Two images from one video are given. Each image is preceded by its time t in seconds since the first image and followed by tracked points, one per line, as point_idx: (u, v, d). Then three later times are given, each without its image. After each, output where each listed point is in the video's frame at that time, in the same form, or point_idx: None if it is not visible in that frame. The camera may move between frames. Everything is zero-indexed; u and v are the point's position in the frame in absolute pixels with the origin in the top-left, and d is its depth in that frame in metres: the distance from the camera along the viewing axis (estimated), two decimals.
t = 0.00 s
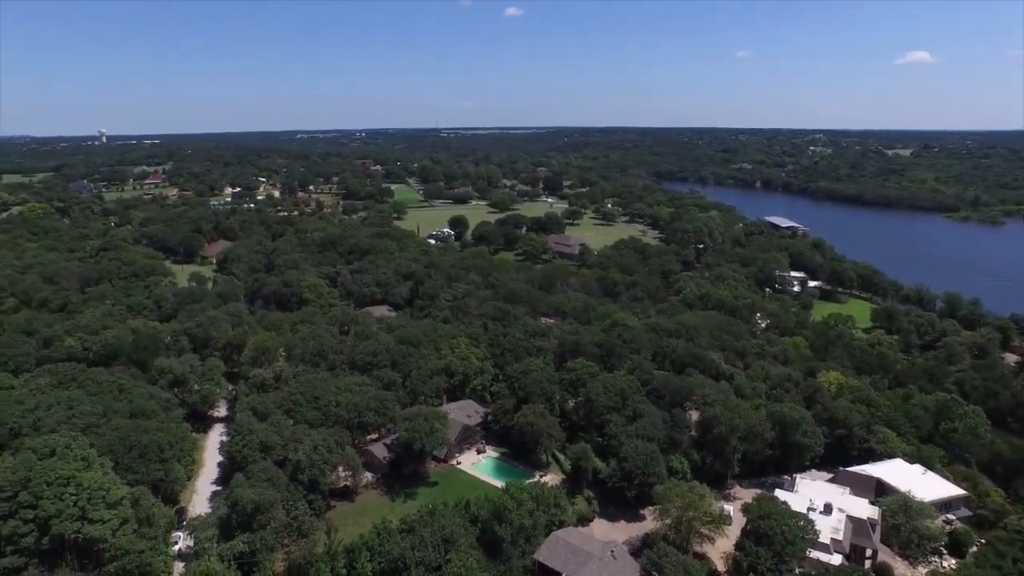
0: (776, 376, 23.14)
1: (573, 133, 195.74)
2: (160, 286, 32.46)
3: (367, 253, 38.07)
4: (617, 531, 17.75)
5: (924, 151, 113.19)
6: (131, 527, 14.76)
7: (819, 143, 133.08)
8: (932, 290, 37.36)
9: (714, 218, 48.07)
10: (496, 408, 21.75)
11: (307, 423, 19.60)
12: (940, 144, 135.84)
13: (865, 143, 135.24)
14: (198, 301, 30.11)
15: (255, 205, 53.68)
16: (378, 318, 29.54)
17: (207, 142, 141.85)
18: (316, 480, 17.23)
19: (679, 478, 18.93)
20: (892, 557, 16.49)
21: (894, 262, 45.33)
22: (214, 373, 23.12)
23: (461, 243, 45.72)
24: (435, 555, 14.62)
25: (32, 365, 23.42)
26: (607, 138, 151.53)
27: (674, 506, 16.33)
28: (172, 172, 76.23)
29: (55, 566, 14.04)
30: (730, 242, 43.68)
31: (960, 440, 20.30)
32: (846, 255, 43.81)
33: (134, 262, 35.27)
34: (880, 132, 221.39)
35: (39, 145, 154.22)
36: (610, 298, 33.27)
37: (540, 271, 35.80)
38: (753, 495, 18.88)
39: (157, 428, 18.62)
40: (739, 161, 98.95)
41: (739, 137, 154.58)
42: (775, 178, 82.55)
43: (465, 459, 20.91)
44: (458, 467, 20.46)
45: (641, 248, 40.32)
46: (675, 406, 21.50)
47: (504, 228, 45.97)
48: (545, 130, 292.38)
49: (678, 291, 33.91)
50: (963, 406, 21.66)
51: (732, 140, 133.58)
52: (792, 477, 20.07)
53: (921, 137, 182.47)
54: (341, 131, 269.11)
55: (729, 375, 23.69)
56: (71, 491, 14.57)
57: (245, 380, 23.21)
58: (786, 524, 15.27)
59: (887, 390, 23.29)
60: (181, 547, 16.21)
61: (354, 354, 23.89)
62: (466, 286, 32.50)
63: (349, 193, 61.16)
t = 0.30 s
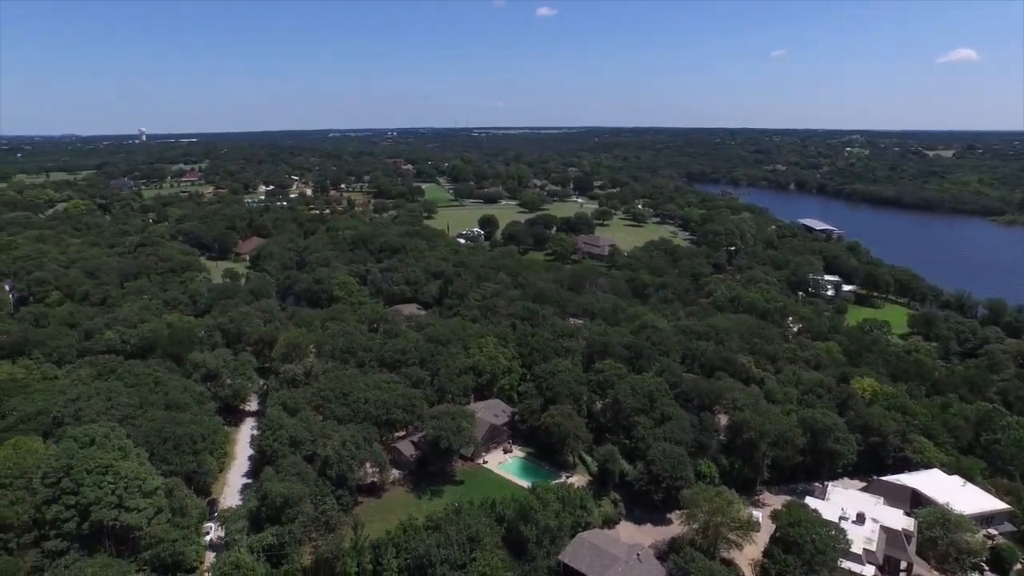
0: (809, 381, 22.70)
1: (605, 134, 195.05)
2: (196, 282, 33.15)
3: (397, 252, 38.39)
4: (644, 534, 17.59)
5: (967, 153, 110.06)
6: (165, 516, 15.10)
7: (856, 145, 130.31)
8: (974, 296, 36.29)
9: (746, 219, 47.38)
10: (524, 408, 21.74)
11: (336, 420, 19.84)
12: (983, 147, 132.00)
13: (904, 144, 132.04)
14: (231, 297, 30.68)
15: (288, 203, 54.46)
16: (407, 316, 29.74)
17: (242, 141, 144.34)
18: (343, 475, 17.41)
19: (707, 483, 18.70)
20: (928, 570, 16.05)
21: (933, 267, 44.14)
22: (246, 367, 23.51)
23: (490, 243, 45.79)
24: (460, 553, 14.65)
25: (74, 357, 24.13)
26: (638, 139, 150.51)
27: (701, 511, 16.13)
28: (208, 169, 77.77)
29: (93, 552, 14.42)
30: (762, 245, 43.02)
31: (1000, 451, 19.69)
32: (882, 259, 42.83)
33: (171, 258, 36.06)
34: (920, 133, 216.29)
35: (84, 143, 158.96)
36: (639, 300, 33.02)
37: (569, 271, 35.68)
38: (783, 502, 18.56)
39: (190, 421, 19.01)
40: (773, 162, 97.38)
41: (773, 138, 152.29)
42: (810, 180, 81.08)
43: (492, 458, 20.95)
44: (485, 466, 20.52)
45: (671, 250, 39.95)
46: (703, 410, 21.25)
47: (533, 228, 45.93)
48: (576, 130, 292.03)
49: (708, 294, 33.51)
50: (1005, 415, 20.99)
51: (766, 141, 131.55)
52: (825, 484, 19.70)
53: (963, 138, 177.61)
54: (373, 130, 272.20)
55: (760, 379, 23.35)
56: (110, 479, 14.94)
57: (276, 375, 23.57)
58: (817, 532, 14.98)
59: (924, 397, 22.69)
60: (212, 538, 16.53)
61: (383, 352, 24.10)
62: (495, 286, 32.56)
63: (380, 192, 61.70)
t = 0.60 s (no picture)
0: (842, 388, 22.23)
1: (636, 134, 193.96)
2: (230, 278, 33.77)
3: (427, 251, 38.64)
4: (670, 539, 17.40)
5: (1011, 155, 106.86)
6: (198, 508, 15.40)
7: (894, 146, 127.36)
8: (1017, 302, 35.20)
9: (780, 222, 46.62)
10: (551, 408, 21.69)
11: (364, 417, 20.01)
12: None
13: (945, 146, 128.67)
14: (264, 293, 31.18)
15: (321, 201, 55.15)
16: (436, 315, 29.91)
17: (275, 140, 146.92)
18: (371, 472, 17.59)
19: (736, 488, 18.43)
20: None
21: (974, 272, 42.92)
22: (277, 363, 23.87)
23: (520, 243, 45.81)
24: (485, 552, 14.70)
25: (113, 350, 24.76)
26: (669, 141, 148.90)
27: (729, 517, 15.88)
28: (244, 168, 79.24)
29: (129, 539, 14.79)
30: (796, 248, 42.29)
31: None
32: (921, 263, 41.79)
33: (206, 254, 36.79)
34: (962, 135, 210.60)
35: (126, 142, 163.41)
36: (669, 302, 32.71)
37: (598, 272, 35.50)
38: (814, 510, 18.20)
39: (223, 415, 19.36)
40: (808, 164, 95.69)
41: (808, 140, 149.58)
42: (846, 182, 79.51)
43: (518, 458, 20.95)
44: (511, 466, 20.53)
45: (703, 252, 39.49)
46: (733, 415, 20.96)
47: (563, 228, 45.81)
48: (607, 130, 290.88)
49: (740, 297, 33.05)
50: None
51: (801, 143, 129.37)
52: (857, 493, 19.27)
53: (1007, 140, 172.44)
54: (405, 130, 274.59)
55: (792, 384, 22.96)
56: (145, 470, 15.28)
57: (306, 372, 23.89)
58: (849, 542, 14.65)
59: (963, 407, 22.05)
60: (241, 530, 16.81)
61: (412, 350, 24.25)
62: (524, 286, 32.56)
63: (411, 191, 62.16)
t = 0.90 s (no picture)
0: (876, 395, 21.72)
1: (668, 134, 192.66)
2: (262, 275, 34.31)
3: (456, 250, 38.81)
4: (697, 544, 17.21)
5: None
6: (228, 500, 15.66)
7: (934, 148, 124.33)
8: None
9: (813, 225, 45.79)
10: (578, 410, 21.61)
11: (391, 414, 20.16)
12: None
13: (987, 148, 125.17)
14: (295, 290, 31.63)
15: (351, 200, 55.73)
16: (464, 314, 30.01)
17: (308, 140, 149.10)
18: (397, 469, 17.72)
19: (764, 494, 18.15)
20: None
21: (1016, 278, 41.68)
22: (306, 360, 24.18)
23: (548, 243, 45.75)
24: (508, 552, 14.72)
25: (148, 343, 25.34)
26: (701, 142, 146.87)
27: (757, 524, 15.63)
28: (277, 166, 80.55)
29: (162, 528, 15.13)
30: (829, 251, 41.52)
31: None
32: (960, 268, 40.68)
33: (239, 251, 37.45)
34: (1005, 136, 204.67)
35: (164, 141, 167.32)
36: (698, 305, 32.37)
37: (627, 274, 35.27)
38: (844, 519, 17.83)
39: (253, 409, 19.65)
40: (843, 165, 93.89)
41: (845, 141, 146.30)
42: (882, 183, 77.85)
43: (544, 459, 20.92)
44: (536, 466, 20.51)
45: (733, 254, 38.98)
46: (762, 420, 20.64)
47: (591, 229, 45.61)
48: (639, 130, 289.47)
49: (771, 300, 32.56)
50: None
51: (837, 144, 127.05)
52: (890, 503, 18.83)
53: None
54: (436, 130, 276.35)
55: (823, 390, 22.53)
56: (177, 462, 15.54)
57: (335, 369, 24.16)
58: (880, 553, 14.33)
59: (1002, 416, 21.38)
60: (270, 523, 17.07)
61: (439, 348, 24.36)
62: (551, 286, 32.49)
63: (440, 190, 62.51)
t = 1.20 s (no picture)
0: (910, 402, 21.19)
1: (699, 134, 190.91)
2: (292, 272, 34.80)
3: (483, 249, 38.91)
4: (723, 549, 16.99)
5: None
6: (256, 493, 15.90)
7: (974, 149, 121.11)
8: None
9: (847, 227, 44.92)
10: (603, 411, 21.50)
11: (417, 412, 20.29)
12: None
13: None
14: (324, 287, 32.01)
15: (380, 199, 56.19)
16: (490, 313, 30.08)
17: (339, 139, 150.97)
18: (422, 467, 17.82)
19: (792, 501, 17.85)
20: None
21: None
22: (334, 356, 24.45)
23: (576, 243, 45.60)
24: (531, 552, 14.70)
25: (181, 337, 25.85)
26: (733, 141, 144.89)
27: (784, 531, 15.35)
28: (308, 164, 81.61)
29: (192, 519, 15.44)
30: (863, 254, 40.69)
31: None
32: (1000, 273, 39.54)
33: (271, 249, 38.03)
34: None
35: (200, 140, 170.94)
36: (727, 307, 31.98)
37: (655, 275, 34.99)
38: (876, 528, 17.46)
39: (282, 404, 19.92)
40: (879, 167, 91.96)
41: (881, 142, 143.07)
42: (919, 185, 76.09)
43: (569, 459, 20.87)
44: (561, 467, 20.46)
45: (764, 257, 38.43)
46: (791, 425, 20.30)
47: (620, 230, 45.35)
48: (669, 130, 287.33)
49: (802, 303, 32.02)
50: None
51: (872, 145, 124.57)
52: (923, 513, 18.37)
53: None
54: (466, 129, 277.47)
55: (855, 396, 22.07)
56: (207, 454, 15.80)
57: (362, 365, 24.39)
58: (913, 565, 14.00)
59: None
60: (296, 517, 17.29)
61: (465, 347, 24.44)
62: (578, 286, 32.38)
63: (469, 189, 62.72)
